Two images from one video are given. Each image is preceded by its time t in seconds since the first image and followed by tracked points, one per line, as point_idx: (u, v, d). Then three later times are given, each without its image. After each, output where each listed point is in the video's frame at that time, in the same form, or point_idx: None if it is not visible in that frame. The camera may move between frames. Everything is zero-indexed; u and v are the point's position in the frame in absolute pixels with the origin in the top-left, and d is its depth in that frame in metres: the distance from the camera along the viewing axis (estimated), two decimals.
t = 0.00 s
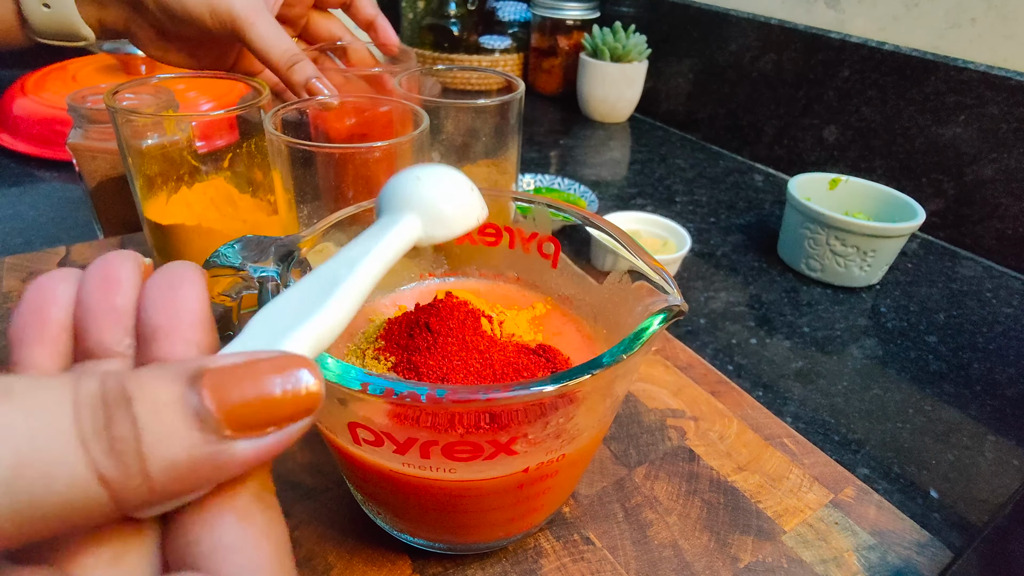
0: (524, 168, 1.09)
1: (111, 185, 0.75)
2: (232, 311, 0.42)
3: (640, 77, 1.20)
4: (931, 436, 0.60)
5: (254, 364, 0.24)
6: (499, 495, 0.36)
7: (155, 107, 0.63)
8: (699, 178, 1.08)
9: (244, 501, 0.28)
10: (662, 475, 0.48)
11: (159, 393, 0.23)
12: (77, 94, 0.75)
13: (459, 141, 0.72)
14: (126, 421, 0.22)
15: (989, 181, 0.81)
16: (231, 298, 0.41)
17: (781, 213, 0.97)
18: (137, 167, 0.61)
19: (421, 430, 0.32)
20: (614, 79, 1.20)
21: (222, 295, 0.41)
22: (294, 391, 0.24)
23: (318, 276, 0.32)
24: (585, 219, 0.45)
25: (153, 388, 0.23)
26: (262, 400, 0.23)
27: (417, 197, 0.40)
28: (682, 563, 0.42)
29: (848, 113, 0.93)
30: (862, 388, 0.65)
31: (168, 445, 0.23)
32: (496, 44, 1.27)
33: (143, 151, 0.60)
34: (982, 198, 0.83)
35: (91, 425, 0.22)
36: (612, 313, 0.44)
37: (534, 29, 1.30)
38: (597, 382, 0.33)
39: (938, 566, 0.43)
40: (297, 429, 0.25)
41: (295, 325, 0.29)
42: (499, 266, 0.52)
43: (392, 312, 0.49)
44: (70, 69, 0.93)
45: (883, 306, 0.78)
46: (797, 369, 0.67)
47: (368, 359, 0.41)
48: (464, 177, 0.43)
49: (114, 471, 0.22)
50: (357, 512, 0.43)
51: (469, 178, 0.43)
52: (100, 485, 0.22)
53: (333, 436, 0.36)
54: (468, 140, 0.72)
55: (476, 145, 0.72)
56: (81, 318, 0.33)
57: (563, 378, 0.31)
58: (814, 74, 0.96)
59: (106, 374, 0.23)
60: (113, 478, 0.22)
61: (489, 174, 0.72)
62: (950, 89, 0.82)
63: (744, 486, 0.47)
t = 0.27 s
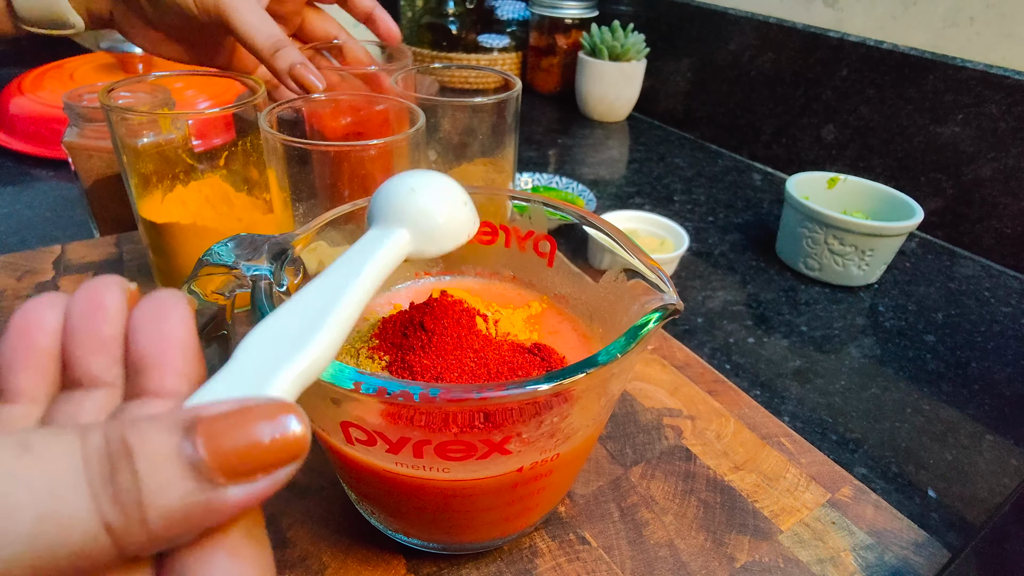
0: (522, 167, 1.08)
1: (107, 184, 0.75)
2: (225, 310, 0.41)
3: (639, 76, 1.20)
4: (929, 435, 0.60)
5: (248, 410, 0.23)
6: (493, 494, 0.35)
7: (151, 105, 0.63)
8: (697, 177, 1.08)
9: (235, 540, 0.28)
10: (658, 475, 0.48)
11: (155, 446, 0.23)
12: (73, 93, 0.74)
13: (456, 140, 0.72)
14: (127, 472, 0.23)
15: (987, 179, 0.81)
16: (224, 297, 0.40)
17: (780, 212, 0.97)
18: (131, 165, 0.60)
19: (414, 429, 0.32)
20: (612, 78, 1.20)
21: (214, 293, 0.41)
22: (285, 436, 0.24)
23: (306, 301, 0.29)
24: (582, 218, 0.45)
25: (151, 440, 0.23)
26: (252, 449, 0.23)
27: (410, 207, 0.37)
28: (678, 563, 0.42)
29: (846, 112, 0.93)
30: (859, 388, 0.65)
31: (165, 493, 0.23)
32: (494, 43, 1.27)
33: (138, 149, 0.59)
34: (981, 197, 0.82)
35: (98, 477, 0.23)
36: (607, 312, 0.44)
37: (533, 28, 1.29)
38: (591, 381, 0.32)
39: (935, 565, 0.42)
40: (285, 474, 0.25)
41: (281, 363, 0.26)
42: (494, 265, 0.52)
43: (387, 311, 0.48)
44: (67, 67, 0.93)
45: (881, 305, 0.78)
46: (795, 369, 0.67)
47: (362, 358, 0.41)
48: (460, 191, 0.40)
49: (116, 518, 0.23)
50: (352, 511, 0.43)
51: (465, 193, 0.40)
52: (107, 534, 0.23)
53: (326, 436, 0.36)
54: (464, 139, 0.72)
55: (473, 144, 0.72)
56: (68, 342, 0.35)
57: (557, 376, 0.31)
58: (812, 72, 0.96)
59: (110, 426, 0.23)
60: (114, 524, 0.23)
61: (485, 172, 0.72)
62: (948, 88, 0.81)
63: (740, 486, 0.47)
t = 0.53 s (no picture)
0: (521, 165, 1.08)
1: (104, 180, 0.74)
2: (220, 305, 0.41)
3: (638, 74, 1.20)
4: (928, 432, 0.59)
5: (195, 336, 0.22)
6: (490, 489, 0.35)
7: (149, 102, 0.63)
8: (697, 174, 1.08)
9: (195, 470, 0.29)
10: (656, 471, 0.47)
11: (93, 364, 0.22)
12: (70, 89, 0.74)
13: (455, 137, 0.72)
14: (59, 393, 0.21)
15: (987, 177, 0.81)
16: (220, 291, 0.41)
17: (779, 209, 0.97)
18: (128, 161, 0.60)
19: (410, 423, 0.32)
20: (611, 75, 1.19)
21: (209, 286, 0.39)
22: (239, 361, 0.23)
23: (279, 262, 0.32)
24: (580, 214, 0.44)
25: (88, 358, 0.22)
26: (196, 370, 0.22)
27: (381, 189, 0.39)
28: (676, 559, 0.41)
29: (846, 109, 0.93)
30: (859, 385, 0.65)
31: (106, 415, 0.22)
32: (494, 40, 1.27)
33: (135, 145, 0.59)
34: (980, 194, 0.82)
35: (24, 397, 0.21)
36: (606, 307, 0.44)
37: (532, 25, 1.29)
38: (588, 375, 0.32)
39: (934, 562, 0.42)
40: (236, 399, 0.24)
41: (254, 304, 0.29)
42: (492, 260, 0.52)
43: (384, 306, 0.48)
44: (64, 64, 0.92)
45: (880, 302, 0.78)
46: (794, 365, 0.67)
47: (359, 352, 0.41)
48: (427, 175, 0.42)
49: (52, 438, 0.22)
50: (348, 507, 0.43)
51: (440, 193, 0.42)
52: (42, 454, 0.22)
53: (322, 430, 0.36)
54: (463, 136, 0.72)
55: (471, 140, 0.72)
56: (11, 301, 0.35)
57: (554, 369, 0.31)
58: (811, 70, 0.95)
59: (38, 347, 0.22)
60: (51, 445, 0.22)
61: (483, 169, 0.72)
62: (947, 86, 0.81)
63: (739, 482, 0.47)
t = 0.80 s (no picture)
0: (521, 164, 1.08)
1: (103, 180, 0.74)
2: (219, 304, 0.42)
3: (638, 74, 1.20)
4: (927, 432, 0.60)
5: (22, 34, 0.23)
6: (489, 489, 0.35)
7: (148, 101, 0.62)
8: (696, 174, 1.08)
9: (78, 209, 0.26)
10: (656, 470, 0.47)
11: None
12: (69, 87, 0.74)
13: (454, 136, 0.72)
14: None
15: (986, 177, 0.81)
16: (219, 290, 0.41)
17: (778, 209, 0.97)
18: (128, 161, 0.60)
19: (409, 422, 0.32)
20: (611, 75, 1.19)
21: (210, 286, 0.41)
22: (65, 52, 0.23)
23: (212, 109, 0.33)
24: (580, 213, 0.44)
25: None
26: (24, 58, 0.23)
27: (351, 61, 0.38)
28: (675, 558, 0.41)
29: (845, 109, 0.93)
30: (858, 385, 0.65)
31: None
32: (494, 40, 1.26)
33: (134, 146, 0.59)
34: (979, 194, 0.82)
35: None
36: (605, 306, 0.44)
37: (532, 25, 1.29)
38: (588, 374, 0.32)
39: (933, 562, 0.42)
40: (81, 91, 0.23)
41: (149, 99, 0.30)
42: (491, 259, 0.52)
43: (383, 306, 0.48)
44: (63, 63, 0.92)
45: (880, 302, 0.78)
46: (794, 365, 0.67)
47: (359, 351, 0.41)
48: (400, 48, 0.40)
49: None
50: (348, 506, 0.43)
51: (407, 51, 0.40)
52: None
53: (321, 430, 0.36)
54: (463, 135, 0.71)
55: (471, 140, 0.72)
56: None
57: (554, 368, 0.31)
58: (811, 69, 0.95)
59: None
60: None
61: (483, 169, 0.72)
62: (947, 86, 0.81)
63: (738, 482, 0.47)
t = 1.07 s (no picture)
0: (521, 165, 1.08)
1: (103, 181, 0.75)
2: (220, 306, 0.42)
3: (638, 74, 1.20)
4: (927, 433, 0.60)
5: None
6: (489, 490, 0.35)
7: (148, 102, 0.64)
8: (696, 174, 1.08)
9: None
10: (656, 471, 0.47)
11: None
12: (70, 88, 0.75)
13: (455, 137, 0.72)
14: None
15: (986, 177, 0.81)
16: (220, 292, 0.41)
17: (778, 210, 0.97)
18: (127, 161, 0.60)
19: (409, 423, 0.32)
20: (611, 75, 1.19)
21: (210, 288, 0.41)
22: None
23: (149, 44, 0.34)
24: (580, 214, 0.44)
25: None
26: None
27: None
28: (675, 559, 0.41)
29: (845, 109, 0.93)
30: (858, 385, 0.65)
31: None
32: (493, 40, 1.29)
33: (134, 145, 0.59)
34: (979, 194, 0.82)
35: None
36: (605, 307, 0.44)
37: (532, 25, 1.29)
38: (588, 375, 0.32)
39: (933, 563, 0.42)
40: None
41: None
42: (491, 260, 0.52)
43: (384, 307, 0.48)
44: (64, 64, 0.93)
45: (880, 303, 0.78)
46: (794, 366, 0.67)
47: (360, 352, 0.41)
48: None
49: None
50: (348, 507, 0.43)
51: None
52: None
53: (322, 431, 0.36)
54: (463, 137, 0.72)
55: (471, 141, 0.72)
56: None
57: (554, 370, 0.31)
58: (811, 70, 0.95)
59: None
60: None
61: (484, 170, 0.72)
62: (946, 86, 0.81)
63: (738, 482, 0.47)
